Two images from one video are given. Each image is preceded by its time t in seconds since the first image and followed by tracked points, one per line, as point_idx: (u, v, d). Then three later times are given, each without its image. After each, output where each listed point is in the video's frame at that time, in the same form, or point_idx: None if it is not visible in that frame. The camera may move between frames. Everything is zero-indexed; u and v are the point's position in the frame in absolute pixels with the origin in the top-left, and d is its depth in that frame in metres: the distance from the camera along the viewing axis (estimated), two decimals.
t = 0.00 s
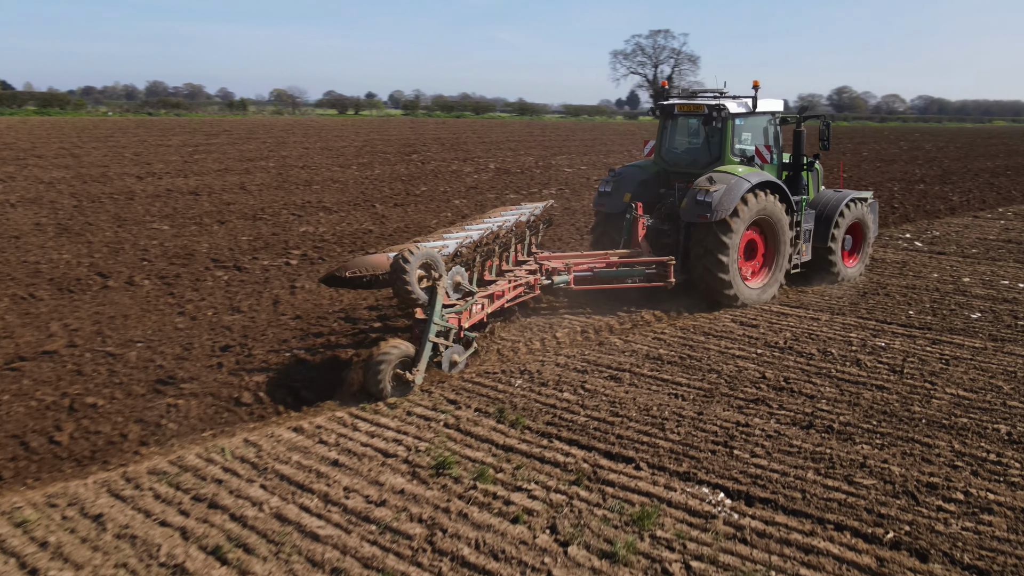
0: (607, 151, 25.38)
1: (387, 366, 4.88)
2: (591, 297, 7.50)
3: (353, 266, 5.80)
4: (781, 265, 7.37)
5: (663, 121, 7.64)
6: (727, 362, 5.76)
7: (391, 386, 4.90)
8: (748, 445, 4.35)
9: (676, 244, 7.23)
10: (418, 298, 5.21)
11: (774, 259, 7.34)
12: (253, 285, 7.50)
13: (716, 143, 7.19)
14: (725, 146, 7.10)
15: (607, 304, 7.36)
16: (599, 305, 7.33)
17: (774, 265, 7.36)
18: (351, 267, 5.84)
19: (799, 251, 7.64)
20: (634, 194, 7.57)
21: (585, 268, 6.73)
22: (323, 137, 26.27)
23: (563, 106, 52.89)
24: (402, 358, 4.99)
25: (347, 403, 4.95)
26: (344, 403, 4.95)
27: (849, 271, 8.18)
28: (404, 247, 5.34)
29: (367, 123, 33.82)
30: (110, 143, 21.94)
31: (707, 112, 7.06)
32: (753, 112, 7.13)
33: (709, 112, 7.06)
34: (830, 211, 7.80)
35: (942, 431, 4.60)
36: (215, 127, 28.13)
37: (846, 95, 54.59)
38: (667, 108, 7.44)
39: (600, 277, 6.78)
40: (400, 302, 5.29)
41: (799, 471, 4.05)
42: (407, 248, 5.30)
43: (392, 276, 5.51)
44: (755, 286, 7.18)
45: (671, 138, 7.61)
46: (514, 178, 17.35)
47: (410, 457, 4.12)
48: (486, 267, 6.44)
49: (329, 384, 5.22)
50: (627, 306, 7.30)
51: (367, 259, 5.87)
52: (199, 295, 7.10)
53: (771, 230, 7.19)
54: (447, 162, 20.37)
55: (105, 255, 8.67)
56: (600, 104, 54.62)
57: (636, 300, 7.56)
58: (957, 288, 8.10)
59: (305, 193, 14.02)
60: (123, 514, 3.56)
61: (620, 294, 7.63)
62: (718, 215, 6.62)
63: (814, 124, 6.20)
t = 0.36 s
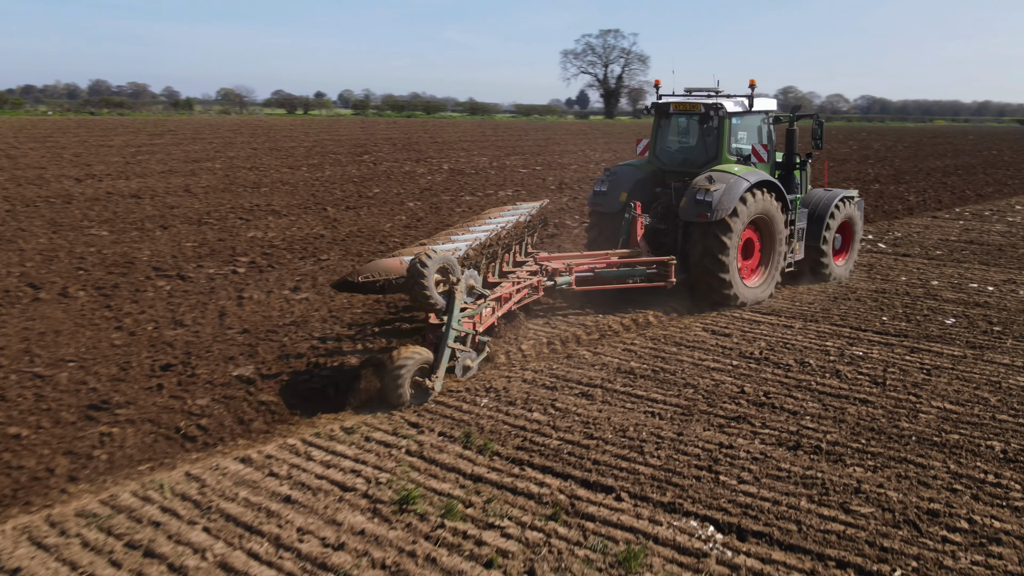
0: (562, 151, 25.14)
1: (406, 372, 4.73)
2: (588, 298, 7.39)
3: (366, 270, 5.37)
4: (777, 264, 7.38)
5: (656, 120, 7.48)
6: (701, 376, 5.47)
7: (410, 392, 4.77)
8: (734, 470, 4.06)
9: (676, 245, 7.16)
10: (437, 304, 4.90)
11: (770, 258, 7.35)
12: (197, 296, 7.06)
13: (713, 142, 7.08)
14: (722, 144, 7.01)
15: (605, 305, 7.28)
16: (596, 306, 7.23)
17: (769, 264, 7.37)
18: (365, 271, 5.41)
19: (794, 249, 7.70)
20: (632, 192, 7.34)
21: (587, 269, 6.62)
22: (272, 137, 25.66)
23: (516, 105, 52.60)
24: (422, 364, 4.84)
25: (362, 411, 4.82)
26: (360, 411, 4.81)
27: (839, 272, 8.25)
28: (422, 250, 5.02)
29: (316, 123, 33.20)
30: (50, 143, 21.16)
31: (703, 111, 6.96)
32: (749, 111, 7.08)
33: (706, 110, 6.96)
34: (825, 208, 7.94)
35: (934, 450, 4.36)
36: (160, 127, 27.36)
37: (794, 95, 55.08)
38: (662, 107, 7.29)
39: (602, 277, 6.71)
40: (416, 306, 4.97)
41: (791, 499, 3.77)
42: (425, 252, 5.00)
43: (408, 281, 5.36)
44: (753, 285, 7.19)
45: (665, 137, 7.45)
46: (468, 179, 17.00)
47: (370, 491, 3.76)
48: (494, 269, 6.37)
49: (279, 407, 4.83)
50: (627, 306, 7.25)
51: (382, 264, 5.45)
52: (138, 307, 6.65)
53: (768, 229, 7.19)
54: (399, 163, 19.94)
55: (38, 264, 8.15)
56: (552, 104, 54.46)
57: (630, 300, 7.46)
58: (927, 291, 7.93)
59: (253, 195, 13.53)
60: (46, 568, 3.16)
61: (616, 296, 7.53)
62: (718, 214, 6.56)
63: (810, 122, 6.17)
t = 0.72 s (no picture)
0: (515, 151, 24.84)
1: (425, 373, 4.68)
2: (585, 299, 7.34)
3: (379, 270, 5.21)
4: (771, 261, 7.45)
5: (650, 118, 7.44)
6: (676, 389, 5.19)
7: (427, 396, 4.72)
8: (722, 496, 3.76)
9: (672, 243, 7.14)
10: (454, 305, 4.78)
11: (765, 256, 7.41)
12: (137, 307, 6.60)
13: (707, 140, 7.07)
14: (717, 142, 7.00)
15: (602, 305, 7.23)
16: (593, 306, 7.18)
17: (764, 262, 7.43)
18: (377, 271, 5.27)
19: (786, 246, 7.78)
20: (628, 189, 7.27)
21: (586, 267, 6.46)
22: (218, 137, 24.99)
23: (467, 104, 52.21)
24: (440, 365, 4.80)
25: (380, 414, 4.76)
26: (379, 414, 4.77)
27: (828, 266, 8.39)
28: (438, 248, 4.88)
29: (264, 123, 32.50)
30: None
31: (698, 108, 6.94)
32: (743, 109, 7.06)
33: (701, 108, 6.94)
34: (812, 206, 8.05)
35: (930, 468, 4.11)
36: (101, 127, 26.51)
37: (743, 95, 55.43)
38: (657, 105, 7.26)
39: (600, 276, 6.56)
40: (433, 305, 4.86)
41: (786, 529, 3.48)
42: (442, 251, 4.85)
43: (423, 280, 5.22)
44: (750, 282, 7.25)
45: (658, 135, 7.41)
46: (421, 180, 16.60)
47: (329, 528, 3.41)
48: (496, 269, 6.15)
49: (227, 431, 4.44)
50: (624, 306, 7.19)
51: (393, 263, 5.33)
52: (71, 319, 6.18)
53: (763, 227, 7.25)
54: (350, 163, 19.47)
55: None
56: (503, 104, 54.15)
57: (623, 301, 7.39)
58: (898, 294, 7.75)
59: (197, 198, 13.00)
60: None
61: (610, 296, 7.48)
62: (717, 212, 6.61)
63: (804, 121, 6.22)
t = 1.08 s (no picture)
0: (472, 150, 24.49)
1: (448, 373, 4.67)
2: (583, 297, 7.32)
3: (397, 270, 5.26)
4: (766, 257, 7.52)
5: (645, 115, 7.47)
6: (656, 403, 4.90)
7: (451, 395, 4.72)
8: (717, 523, 3.48)
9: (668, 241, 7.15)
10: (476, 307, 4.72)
11: (759, 252, 7.49)
12: (77, 318, 6.16)
13: (702, 138, 7.13)
14: (712, 139, 7.05)
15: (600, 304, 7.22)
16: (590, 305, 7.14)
17: (758, 258, 7.51)
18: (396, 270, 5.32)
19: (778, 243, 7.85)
20: (622, 187, 7.34)
21: (588, 267, 6.45)
22: (166, 137, 24.29)
23: (421, 104, 51.71)
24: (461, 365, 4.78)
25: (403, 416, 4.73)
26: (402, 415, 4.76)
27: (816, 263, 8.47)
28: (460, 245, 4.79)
29: (213, 122, 31.77)
30: None
31: (693, 106, 7.00)
32: (736, 107, 7.11)
33: (695, 106, 7.00)
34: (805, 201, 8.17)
35: (930, 487, 3.87)
36: (44, 126, 25.67)
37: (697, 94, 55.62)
38: (651, 102, 7.28)
39: (602, 274, 6.55)
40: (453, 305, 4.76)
41: (789, 562, 3.21)
42: (463, 248, 4.76)
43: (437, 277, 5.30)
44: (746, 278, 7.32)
45: (653, 132, 7.47)
46: (377, 180, 16.19)
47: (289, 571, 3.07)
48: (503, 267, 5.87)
49: (174, 457, 4.07)
50: (602, 311, 6.99)
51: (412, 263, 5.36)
52: (4, 333, 5.73)
53: (757, 224, 7.32)
54: (303, 163, 18.97)
55: None
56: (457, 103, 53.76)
57: (613, 302, 7.28)
58: (873, 297, 7.56)
59: (143, 200, 12.48)
60: None
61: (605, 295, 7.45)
62: (714, 209, 6.65)
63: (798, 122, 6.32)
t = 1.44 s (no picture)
0: (429, 149, 24.12)
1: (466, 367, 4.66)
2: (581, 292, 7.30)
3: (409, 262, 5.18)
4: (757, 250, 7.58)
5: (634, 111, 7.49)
6: (633, 412, 4.63)
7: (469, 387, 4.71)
8: (709, 546, 3.21)
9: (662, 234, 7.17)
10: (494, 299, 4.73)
11: (751, 245, 7.54)
12: (9, 326, 5.73)
13: (694, 131, 7.16)
14: (704, 132, 7.08)
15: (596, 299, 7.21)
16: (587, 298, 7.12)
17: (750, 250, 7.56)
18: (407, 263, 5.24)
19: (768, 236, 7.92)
20: (617, 182, 7.32)
21: (586, 259, 6.37)
22: (113, 135, 23.58)
23: (376, 103, 51.13)
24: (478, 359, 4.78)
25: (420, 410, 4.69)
26: (419, 409, 4.74)
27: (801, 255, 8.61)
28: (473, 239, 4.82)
29: (163, 121, 31.01)
30: None
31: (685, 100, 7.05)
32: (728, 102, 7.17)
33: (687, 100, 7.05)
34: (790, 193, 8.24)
35: (931, 500, 3.63)
36: None
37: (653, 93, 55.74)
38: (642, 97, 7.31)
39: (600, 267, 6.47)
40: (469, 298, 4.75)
41: None
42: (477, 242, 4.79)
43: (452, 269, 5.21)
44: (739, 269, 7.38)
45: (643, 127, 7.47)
46: (332, 179, 15.77)
47: None
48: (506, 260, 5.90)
49: (112, 480, 3.70)
50: (572, 313, 6.71)
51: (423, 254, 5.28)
52: None
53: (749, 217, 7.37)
54: (256, 163, 18.47)
55: None
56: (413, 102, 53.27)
57: (581, 305, 7.01)
58: (846, 296, 7.37)
59: (87, 200, 11.96)
60: None
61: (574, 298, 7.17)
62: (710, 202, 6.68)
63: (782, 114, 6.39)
